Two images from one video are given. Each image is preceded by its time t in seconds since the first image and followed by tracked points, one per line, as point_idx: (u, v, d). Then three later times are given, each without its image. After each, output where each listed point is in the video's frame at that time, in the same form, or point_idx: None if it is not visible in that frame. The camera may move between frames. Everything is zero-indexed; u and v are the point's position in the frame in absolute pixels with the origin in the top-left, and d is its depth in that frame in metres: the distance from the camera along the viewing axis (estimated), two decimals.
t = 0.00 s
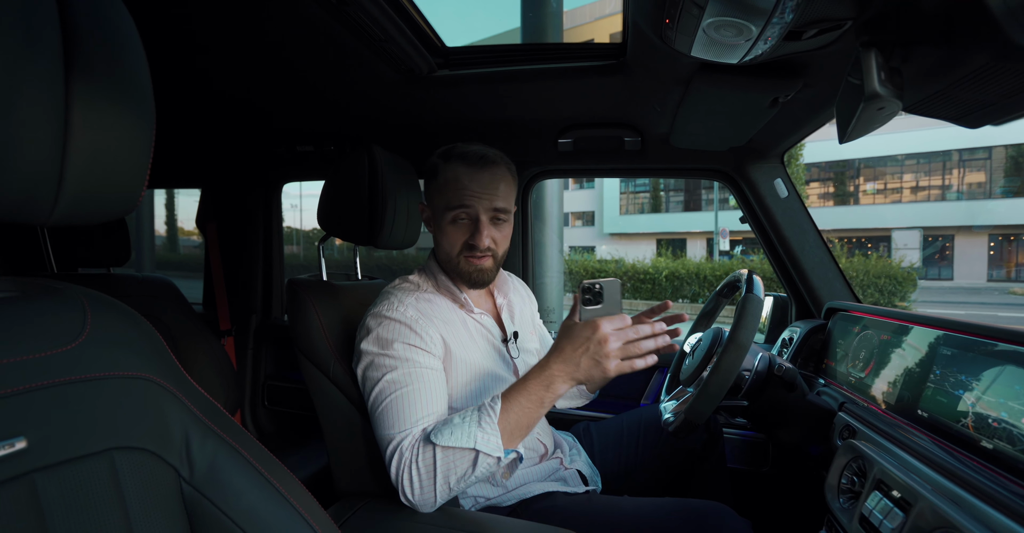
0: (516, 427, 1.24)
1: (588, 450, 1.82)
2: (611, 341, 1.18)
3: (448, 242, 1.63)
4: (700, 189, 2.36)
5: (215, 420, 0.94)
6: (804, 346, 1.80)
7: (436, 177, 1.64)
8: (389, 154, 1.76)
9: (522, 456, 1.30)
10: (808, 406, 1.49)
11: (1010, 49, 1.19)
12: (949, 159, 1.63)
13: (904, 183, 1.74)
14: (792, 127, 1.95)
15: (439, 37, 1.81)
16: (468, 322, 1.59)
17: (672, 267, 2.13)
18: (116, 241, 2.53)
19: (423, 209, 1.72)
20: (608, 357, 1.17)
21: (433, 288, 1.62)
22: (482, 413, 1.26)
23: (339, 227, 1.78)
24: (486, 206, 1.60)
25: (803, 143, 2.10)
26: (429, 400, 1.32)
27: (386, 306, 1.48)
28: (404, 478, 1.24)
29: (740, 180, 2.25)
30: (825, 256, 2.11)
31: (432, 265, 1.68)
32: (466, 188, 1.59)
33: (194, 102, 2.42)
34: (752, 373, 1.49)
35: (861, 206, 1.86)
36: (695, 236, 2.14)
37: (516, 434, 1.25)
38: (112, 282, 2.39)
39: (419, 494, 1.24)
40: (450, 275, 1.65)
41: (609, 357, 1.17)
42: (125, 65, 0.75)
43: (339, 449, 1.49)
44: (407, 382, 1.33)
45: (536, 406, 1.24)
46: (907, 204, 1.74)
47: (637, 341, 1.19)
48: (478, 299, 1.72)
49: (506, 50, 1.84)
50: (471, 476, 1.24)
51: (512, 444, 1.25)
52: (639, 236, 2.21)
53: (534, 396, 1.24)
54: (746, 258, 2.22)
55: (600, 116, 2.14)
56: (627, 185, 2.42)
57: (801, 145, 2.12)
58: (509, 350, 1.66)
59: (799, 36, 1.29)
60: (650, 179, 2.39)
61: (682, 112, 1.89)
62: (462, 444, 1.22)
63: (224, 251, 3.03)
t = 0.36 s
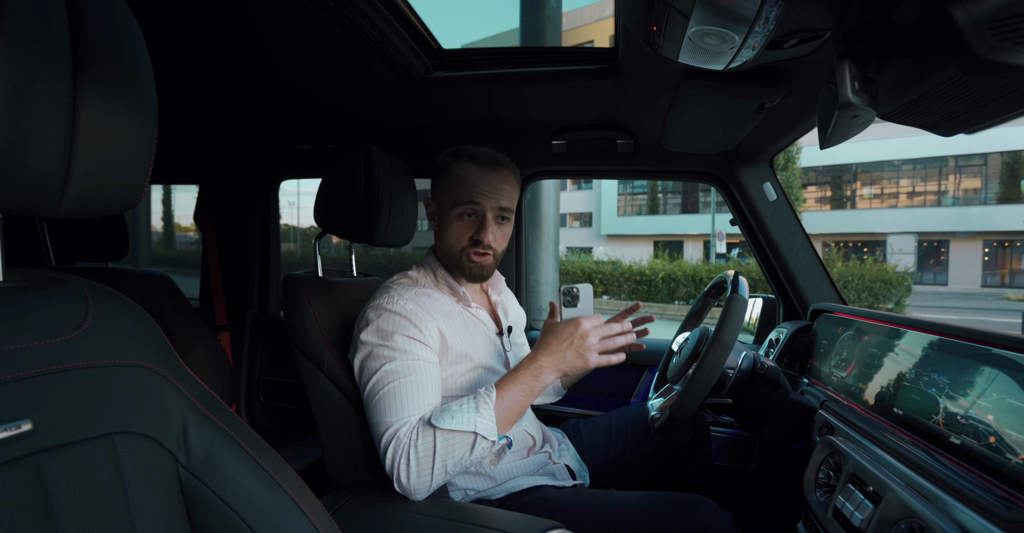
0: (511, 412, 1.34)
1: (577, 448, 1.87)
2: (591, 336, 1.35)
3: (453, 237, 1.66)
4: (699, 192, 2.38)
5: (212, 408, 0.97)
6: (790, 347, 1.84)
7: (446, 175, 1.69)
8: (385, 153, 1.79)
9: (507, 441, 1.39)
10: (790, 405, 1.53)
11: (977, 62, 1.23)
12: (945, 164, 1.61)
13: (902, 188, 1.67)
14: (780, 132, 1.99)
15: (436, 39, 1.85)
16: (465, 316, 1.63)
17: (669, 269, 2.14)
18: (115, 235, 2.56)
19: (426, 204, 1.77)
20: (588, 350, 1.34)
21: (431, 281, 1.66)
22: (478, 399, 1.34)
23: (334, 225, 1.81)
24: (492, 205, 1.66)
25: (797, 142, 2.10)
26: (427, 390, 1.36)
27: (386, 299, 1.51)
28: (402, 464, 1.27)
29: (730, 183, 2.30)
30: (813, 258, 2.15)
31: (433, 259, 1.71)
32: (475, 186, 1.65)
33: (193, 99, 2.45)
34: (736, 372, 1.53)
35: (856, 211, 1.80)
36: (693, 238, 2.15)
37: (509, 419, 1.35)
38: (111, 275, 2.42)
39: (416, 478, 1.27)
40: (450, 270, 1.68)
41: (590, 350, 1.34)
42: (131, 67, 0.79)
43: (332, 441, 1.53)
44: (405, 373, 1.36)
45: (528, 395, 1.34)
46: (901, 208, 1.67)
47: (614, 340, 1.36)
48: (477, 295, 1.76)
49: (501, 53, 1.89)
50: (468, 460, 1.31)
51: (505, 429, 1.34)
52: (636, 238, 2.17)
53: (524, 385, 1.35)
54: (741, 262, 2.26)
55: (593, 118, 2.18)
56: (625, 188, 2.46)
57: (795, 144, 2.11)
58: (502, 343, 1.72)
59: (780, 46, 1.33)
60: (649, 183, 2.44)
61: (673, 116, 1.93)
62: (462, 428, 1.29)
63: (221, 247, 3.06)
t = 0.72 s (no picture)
0: (512, 418, 1.38)
1: (574, 444, 1.88)
2: (595, 355, 1.42)
3: (461, 235, 1.70)
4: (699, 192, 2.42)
5: (215, 405, 1.00)
6: (783, 345, 1.87)
7: (459, 175, 1.71)
8: (383, 156, 1.83)
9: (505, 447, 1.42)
10: (781, 401, 1.56)
11: (954, 68, 1.26)
12: (944, 164, 1.65)
13: (901, 187, 1.74)
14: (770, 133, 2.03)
15: (431, 41, 1.88)
16: (467, 316, 1.66)
17: (669, 269, 2.18)
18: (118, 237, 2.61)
19: (435, 203, 1.80)
20: (592, 368, 1.41)
21: (433, 280, 1.69)
22: (484, 403, 1.38)
23: (333, 225, 1.85)
24: (502, 206, 1.69)
25: (794, 140, 2.12)
26: (427, 388, 1.39)
27: (389, 297, 1.54)
28: (401, 460, 1.31)
29: (723, 183, 2.33)
30: (805, 257, 2.18)
31: (439, 257, 1.75)
32: (487, 188, 1.68)
33: (194, 103, 2.49)
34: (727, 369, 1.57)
35: (856, 210, 1.85)
36: (693, 238, 2.23)
37: (509, 425, 1.38)
38: (114, 276, 2.45)
39: (414, 475, 1.30)
40: (457, 267, 1.72)
41: (593, 368, 1.41)
42: (139, 77, 0.82)
43: (331, 439, 1.56)
44: (407, 371, 1.39)
45: (530, 404, 1.39)
46: (902, 207, 1.74)
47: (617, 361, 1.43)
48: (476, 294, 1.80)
49: (496, 57, 1.92)
50: (467, 461, 1.34)
51: (505, 436, 1.38)
52: (636, 238, 2.25)
53: (528, 395, 1.40)
54: (739, 261, 2.31)
55: (588, 120, 2.21)
56: (625, 188, 2.51)
57: (792, 142, 2.14)
58: (502, 343, 1.75)
59: (764, 50, 1.38)
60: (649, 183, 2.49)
61: (666, 117, 1.96)
62: (467, 430, 1.33)
63: (222, 249, 3.10)
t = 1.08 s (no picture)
0: (505, 417, 1.40)
1: (566, 440, 1.90)
2: (592, 357, 1.43)
3: (453, 233, 1.72)
4: (697, 192, 2.43)
5: (208, 397, 1.02)
6: (772, 343, 1.89)
7: (450, 173, 1.74)
8: (378, 154, 1.85)
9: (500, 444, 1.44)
10: (768, 398, 1.58)
11: (929, 69, 1.29)
12: (944, 165, 1.61)
13: (900, 188, 1.68)
14: (761, 132, 2.06)
15: (426, 42, 1.91)
16: (462, 313, 1.68)
17: (667, 269, 2.16)
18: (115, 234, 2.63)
19: (430, 202, 1.83)
20: (588, 369, 1.42)
21: (430, 277, 1.70)
22: (477, 401, 1.40)
23: (327, 223, 1.87)
24: (493, 203, 1.71)
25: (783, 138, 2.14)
26: (421, 384, 1.42)
27: (386, 292, 1.56)
28: (392, 454, 1.32)
29: (715, 183, 2.36)
30: (796, 256, 2.20)
31: (433, 255, 1.77)
32: (476, 185, 1.70)
33: (191, 102, 2.50)
34: (715, 365, 1.59)
35: (856, 212, 1.80)
36: (692, 239, 2.24)
37: (502, 423, 1.40)
38: (111, 273, 2.47)
39: (405, 470, 1.32)
40: (450, 265, 1.74)
41: (589, 369, 1.42)
42: (135, 76, 0.85)
43: (325, 434, 1.58)
44: (402, 366, 1.41)
45: (523, 404, 1.41)
46: (901, 209, 1.68)
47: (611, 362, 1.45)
48: (473, 293, 1.82)
49: (490, 57, 1.95)
50: (458, 458, 1.36)
51: (498, 434, 1.41)
52: (636, 238, 2.25)
53: (522, 395, 1.42)
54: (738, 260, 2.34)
55: (581, 120, 2.24)
56: (624, 187, 2.52)
57: (783, 140, 2.15)
58: (496, 342, 1.77)
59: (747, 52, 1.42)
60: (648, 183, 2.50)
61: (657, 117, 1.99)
62: (458, 427, 1.35)
63: (220, 247, 3.12)
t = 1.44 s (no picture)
0: (485, 428, 1.35)
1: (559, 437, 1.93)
2: (589, 365, 1.25)
3: (432, 240, 1.74)
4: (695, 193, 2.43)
5: (204, 398, 1.04)
6: (765, 344, 1.91)
7: (423, 179, 1.75)
8: (373, 156, 1.86)
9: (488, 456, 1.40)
10: (759, 397, 1.61)
11: (909, 76, 1.34)
12: (942, 165, 1.55)
13: (898, 188, 1.70)
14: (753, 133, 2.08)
15: (421, 45, 1.93)
16: (449, 315, 1.70)
17: (666, 269, 2.22)
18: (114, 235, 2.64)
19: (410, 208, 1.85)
20: (584, 378, 1.24)
21: (415, 281, 1.73)
22: (455, 411, 1.37)
23: (323, 224, 1.88)
24: (467, 208, 1.72)
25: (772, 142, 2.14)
26: (406, 387, 1.43)
27: (370, 297, 1.58)
28: (379, 456, 1.34)
29: (708, 184, 2.37)
30: (789, 256, 2.21)
31: (418, 260, 1.80)
32: (447, 191, 1.71)
33: (189, 104, 2.52)
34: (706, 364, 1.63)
35: (855, 211, 1.82)
36: (691, 238, 2.32)
37: (484, 434, 1.35)
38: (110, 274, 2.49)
39: (390, 474, 1.34)
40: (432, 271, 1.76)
41: (586, 378, 1.24)
42: (132, 83, 0.87)
43: (320, 433, 1.59)
44: (386, 370, 1.43)
45: (505, 413, 1.34)
46: (900, 208, 1.70)
47: (613, 367, 1.27)
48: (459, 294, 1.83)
49: (485, 60, 1.97)
50: (435, 469, 1.33)
51: (480, 444, 1.36)
52: (633, 239, 2.31)
53: (505, 405, 1.34)
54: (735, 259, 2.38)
55: (576, 121, 2.26)
56: (623, 187, 2.54)
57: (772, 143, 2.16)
58: (487, 343, 1.77)
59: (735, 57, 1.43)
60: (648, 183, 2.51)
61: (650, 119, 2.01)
62: (430, 436, 1.32)
63: (218, 248, 3.14)
